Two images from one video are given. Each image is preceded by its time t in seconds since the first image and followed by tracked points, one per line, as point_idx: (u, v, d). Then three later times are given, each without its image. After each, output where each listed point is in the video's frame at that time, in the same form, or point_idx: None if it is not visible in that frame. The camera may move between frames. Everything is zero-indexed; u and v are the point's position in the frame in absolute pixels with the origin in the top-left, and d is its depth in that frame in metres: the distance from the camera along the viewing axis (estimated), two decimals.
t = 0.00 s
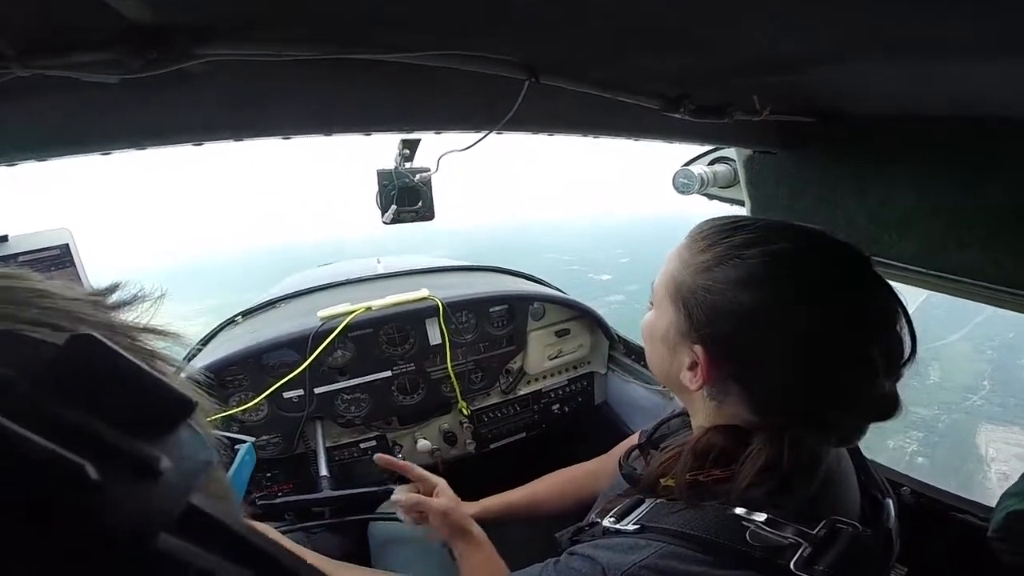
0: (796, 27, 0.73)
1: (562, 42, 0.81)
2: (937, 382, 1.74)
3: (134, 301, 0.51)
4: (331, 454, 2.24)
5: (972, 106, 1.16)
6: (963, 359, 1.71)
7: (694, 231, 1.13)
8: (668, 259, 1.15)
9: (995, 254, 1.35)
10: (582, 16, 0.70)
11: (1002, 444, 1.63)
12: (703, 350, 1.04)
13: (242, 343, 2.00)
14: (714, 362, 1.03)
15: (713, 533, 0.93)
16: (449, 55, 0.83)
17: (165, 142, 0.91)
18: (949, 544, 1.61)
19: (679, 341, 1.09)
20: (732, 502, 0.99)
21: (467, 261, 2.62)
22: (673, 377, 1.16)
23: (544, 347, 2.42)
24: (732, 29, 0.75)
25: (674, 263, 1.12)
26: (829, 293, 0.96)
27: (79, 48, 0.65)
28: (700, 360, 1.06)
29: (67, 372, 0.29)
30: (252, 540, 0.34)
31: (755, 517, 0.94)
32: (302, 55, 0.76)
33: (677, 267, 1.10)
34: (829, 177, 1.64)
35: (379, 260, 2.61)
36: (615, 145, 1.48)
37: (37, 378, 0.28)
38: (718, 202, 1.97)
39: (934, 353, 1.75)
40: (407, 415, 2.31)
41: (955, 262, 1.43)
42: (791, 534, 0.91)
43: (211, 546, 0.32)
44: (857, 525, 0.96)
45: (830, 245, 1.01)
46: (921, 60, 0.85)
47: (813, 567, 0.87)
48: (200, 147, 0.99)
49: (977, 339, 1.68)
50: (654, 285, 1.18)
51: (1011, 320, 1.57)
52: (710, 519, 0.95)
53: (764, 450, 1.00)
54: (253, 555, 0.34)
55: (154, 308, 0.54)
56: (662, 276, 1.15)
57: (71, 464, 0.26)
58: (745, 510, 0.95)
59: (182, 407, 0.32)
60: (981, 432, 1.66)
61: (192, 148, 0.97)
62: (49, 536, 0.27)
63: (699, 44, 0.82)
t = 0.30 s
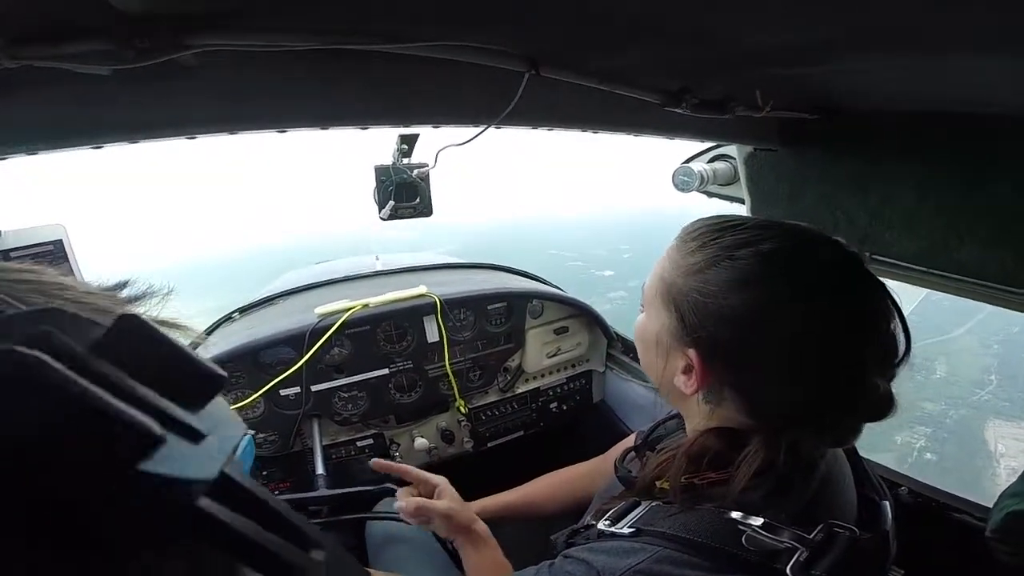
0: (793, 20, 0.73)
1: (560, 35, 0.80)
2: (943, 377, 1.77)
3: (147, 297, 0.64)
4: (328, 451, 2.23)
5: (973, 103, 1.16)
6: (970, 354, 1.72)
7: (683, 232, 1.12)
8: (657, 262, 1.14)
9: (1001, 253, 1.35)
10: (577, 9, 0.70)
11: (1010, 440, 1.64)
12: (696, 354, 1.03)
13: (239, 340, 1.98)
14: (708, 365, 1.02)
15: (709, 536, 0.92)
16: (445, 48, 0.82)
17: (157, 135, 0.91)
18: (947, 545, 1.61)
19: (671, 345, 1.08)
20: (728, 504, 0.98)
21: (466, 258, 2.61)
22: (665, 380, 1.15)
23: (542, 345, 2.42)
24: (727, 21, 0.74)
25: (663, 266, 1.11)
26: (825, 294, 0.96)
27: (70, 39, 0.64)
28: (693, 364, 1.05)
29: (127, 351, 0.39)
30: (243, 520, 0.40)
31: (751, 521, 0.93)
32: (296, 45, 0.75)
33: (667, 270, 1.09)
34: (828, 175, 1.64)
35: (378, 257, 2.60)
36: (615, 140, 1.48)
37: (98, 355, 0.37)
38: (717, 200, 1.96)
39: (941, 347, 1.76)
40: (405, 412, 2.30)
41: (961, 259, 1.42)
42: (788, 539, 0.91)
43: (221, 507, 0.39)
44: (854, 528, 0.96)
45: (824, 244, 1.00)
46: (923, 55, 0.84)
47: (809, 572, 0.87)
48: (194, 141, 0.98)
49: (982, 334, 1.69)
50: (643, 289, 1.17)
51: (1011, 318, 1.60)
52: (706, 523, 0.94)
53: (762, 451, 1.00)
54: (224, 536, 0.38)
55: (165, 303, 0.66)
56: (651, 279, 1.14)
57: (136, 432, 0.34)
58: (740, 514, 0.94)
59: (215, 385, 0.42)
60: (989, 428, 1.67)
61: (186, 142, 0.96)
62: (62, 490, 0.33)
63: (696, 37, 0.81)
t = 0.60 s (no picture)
0: (792, 21, 0.73)
1: (562, 35, 0.81)
2: (954, 372, 1.73)
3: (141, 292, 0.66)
4: (328, 450, 2.24)
5: (974, 103, 1.16)
6: (979, 348, 1.67)
7: (670, 242, 1.11)
8: (648, 274, 1.12)
9: (998, 255, 1.35)
10: (578, 9, 0.70)
11: None
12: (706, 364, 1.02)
13: (240, 339, 1.99)
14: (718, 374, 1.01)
15: (707, 536, 0.93)
16: (447, 48, 0.83)
17: (160, 135, 0.91)
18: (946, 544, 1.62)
19: (677, 361, 1.06)
20: (728, 505, 0.98)
21: (467, 258, 2.61)
22: (667, 395, 1.13)
23: (542, 345, 2.42)
24: (726, 21, 0.75)
25: (656, 278, 1.09)
26: (823, 292, 0.96)
27: (75, 40, 0.65)
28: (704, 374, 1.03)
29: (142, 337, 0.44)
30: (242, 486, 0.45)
31: (751, 521, 0.93)
32: (299, 45, 0.76)
33: (661, 282, 1.08)
34: (829, 175, 1.64)
35: (379, 256, 2.60)
36: (616, 140, 1.48)
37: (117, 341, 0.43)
38: (717, 199, 1.97)
39: (949, 342, 1.72)
40: (406, 411, 2.30)
41: (958, 260, 1.43)
42: (788, 539, 0.91)
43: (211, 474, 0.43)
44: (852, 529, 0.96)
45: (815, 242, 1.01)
46: (924, 54, 0.84)
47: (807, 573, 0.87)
48: (197, 141, 0.99)
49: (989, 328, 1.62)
50: (634, 303, 1.15)
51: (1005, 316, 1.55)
52: (705, 522, 0.95)
53: (763, 451, 1.00)
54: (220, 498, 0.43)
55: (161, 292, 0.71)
56: (643, 293, 1.13)
57: (144, 395, 0.38)
58: (738, 514, 0.94)
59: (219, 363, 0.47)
60: (1001, 424, 1.64)
61: (189, 141, 0.96)
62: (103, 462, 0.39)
63: (696, 37, 0.82)
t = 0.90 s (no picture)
0: (794, 20, 0.73)
1: (563, 35, 0.80)
2: (966, 366, 1.73)
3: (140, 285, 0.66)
4: (330, 450, 2.24)
5: (976, 102, 1.16)
6: (991, 343, 1.67)
7: (652, 270, 1.06)
8: (646, 311, 1.04)
9: (999, 255, 1.36)
10: (578, 10, 0.70)
11: None
12: (755, 378, 0.98)
13: (242, 338, 1.99)
14: (779, 385, 0.98)
15: (707, 543, 0.93)
16: (448, 49, 0.83)
17: (163, 136, 0.91)
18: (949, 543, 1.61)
19: (725, 387, 1.01)
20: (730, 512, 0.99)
21: (468, 258, 2.61)
22: (699, 427, 1.07)
23: (543, 345, 2.42)
24: (726, 22, 0.75)
25: (662, 313, 1.02)
26: (821, 279, 0.98)
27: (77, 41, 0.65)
28: (769, 391, 0.99)
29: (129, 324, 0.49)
30: (221, 481, 0.51)
31: (753, 528, 0.93)
32: (300, 46, 0.76)
33: (672, 316, 1.01)
34: (830, 175, 1.64)
35: (380, 256, 2.60)
36: (617, 140, 1.48)
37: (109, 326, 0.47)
38: (719, 199, 1.97)
39: (959, 336, 1.72)
40: (408, 411, 2.30)
41: (959, 261, 1.43)
42: (789, 545, 0.91)
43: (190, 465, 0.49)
44: (854, 534, 0.95)
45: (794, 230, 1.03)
46: (926, 53, 0.84)
47: None
48: (199, 142, 0.99)
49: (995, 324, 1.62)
50: (631, 346, 1.07)
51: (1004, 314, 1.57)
52: (706, 528, 0.95)
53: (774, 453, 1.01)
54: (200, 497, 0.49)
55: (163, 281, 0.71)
56: (646, 331, 1.05)
57: (126, 383, 0.42)
58: (740, 521, 0.94)
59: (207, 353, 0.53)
60: (1017, 417, 1.65)
61: (191, 142, 0.96)
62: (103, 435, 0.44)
63: (696, 36, 0.82)
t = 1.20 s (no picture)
0: (783, 28, 0.74)
1: (556, 46, 0.81)
2: (972, 363, 1.73)
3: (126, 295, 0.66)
4: (331, 458, 2.25)
5: (971, 106, 1.16)
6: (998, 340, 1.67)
7: (633, 288, 1.06)
8: (627, 331, 1.05)
9: (993, 256, 1.36)
10: (569, 22, 0.71)
11: None
12: (735, 403, 1.00)
13: (243, 347, 2.00)
14: (758, 409, 0.99)
15: (692, 556, 0.93)
16: (442, 62, 0.84)
17: (162, 151, 0.92)
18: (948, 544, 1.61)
19: (705, 411, 1.02)
20: (715, 525, 0.99)
21: (467, 264, 2.62)
22: (680, 446, 1.08)
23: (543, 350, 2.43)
24: (717, 30, 0.75)
25: (643, 334, 1.03)
26: (802, 302, 0.97)
27: (75, 57, 0.66)
28: (748, 414, 1.00)
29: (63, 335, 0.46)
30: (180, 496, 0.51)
31: (737, 542, 0.94)
32: (297, 63, 0.76)
33: (653, 338, 1.02)
34: (826, 180, 1.65)
35: (378, 264, 2.61)
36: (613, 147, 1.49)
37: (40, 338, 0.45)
38: (714, 204, 1.98)
39: (967, 332, 1.73)
40: (409, 418, 2.31)
41: (953, 262, 1.43)
42: (774, 560, 0.91)
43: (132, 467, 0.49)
44: (839, 546, 0.96)
45: (776, 246, 1.03)
46: (914, 58, 0.85)
47: None
48: (196, 155, 0.99)
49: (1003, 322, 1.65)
50: (614, 365, 1.08)
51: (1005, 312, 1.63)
52: (691, 542, 0.95)
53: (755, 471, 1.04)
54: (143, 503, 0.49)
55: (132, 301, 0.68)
56: (627, 352, 1.05)
57: (43, 385, 0.42)
58: (725, 535, 0.95)
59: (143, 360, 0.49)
60: None
61: (188, 156, 0.97)
62: (23, 446, 0.43)
63: (687, 45, 0.82)
